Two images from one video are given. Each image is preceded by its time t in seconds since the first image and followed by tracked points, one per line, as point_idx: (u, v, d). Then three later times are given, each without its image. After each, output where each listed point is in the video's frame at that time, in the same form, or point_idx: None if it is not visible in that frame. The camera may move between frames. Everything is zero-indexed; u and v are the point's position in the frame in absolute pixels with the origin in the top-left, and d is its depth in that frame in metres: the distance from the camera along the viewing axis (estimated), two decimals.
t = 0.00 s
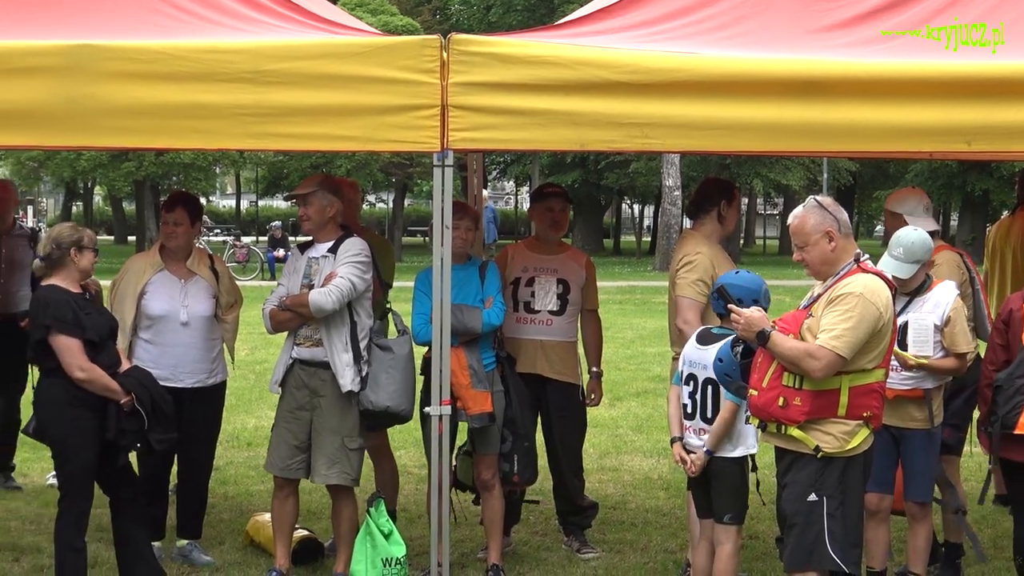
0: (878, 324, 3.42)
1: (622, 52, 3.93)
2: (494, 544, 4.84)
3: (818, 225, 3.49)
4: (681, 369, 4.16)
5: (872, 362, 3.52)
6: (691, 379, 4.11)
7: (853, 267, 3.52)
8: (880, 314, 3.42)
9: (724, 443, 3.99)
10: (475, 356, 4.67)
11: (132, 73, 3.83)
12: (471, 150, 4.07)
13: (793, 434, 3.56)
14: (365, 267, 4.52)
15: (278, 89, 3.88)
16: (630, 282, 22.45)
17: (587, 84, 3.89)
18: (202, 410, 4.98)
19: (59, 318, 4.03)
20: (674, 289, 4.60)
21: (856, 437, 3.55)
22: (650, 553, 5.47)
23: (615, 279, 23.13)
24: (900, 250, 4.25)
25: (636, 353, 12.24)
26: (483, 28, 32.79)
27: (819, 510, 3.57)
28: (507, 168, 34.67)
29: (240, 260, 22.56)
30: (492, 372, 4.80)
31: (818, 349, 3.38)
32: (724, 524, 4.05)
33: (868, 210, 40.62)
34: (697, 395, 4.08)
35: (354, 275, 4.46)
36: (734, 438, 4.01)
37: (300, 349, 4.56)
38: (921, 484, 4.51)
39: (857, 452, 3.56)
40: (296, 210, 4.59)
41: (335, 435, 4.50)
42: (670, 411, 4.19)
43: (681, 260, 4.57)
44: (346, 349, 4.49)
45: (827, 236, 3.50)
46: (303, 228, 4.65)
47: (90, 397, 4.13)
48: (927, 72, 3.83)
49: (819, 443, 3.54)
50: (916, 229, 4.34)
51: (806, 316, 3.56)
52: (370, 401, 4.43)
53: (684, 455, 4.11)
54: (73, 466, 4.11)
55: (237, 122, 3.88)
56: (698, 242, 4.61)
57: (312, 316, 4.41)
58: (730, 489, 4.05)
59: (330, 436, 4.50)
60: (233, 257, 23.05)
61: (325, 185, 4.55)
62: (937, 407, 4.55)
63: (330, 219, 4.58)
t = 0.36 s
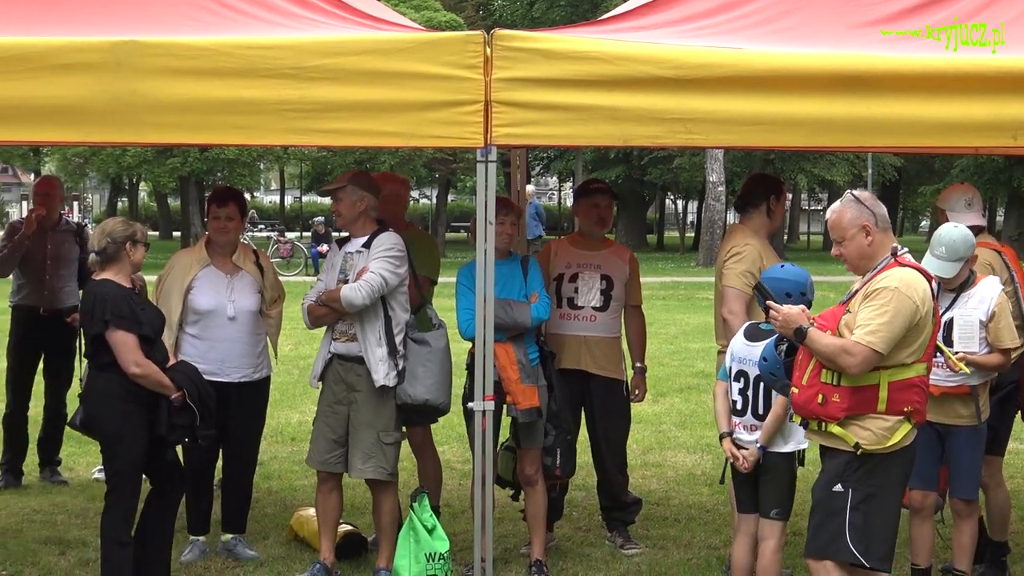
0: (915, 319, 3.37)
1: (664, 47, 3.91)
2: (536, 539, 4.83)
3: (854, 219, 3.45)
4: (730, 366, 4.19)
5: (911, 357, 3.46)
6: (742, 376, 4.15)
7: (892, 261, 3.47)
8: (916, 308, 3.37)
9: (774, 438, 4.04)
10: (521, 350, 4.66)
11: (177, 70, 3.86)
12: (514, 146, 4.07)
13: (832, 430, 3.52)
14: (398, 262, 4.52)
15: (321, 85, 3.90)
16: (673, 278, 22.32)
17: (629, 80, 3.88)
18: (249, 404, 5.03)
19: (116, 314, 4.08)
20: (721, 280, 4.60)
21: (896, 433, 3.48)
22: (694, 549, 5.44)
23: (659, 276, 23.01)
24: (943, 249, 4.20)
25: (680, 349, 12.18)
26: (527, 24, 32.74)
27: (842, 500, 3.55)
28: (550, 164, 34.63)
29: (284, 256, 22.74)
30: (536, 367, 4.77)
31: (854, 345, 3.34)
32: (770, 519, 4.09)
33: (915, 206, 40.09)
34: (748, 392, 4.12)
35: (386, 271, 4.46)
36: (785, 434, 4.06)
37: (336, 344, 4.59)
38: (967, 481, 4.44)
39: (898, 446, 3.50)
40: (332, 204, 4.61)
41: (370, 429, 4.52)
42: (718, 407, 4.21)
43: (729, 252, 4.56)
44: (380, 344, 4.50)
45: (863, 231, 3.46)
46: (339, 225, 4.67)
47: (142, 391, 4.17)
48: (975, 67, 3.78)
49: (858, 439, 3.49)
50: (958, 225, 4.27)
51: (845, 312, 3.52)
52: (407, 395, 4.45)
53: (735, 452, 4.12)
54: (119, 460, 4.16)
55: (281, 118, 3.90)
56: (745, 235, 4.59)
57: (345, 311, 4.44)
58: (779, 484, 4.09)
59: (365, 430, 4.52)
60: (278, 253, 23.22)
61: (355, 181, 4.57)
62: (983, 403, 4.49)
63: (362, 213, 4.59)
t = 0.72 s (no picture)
0: (919, 320, 3.31)
1: (720, 44, 3.89)
2: (592, 537, 4.82)
3: (874, 220, 3.50)
4: (783, 371, 4.20)
5: (927, 357, 3.38)
6: (795, 379, 4.14)
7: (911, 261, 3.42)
8: (921, 309, 3.31)
9: (833, 433, 4.01)
10: (577, 347, 4.66)
11: (234, 69, 3.90)
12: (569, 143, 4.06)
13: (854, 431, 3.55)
14: (449, 260, 4.53)
15: (377, 83, 3.92)
16: (728, 276, 22.14)
17: (685, 77, 3.87)
18: (306, 401, 5.05)
19: (183, 310, 4.15)
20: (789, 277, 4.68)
21: (914, 434, 3.42)
22: (750, 548, 5.39)
23: (714, 274, 22.83)
24: (998, 251, 4.08)
25: (736, 347, 12.08)
26: (583, 21, 32.60)
27: (870, 505, 3.52)
28: (604, 162, 34.51)
29: (340, 254, 22.92)
30: (593, 365, 4.75)
31: (851, 347, 3.34)
32: (832, 515, 4.04)
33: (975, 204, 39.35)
34: (803, 394, 4.11)
35: (437, 268, 4.47)
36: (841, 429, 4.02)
37: (390, 342, 4.62)
38: None
39: (914, 448, 3.44)
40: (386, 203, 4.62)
41: (424, 425, 4.53)
42: (779, 412, 4.20)
43: (797, 247, 4.65)
44: (433, 341, 4.51)
45: (885, 231, 3.49)
46: (392, 223, 4.69)
47: (203, 388, 4.25)
48: None
49: (875, 440, 3.49)
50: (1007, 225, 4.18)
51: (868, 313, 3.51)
52: (458, 393, 4.45)
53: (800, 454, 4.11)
54: (182, 455, 4.25)
55: (337, 116, 3.92)
56: (809, 231, 4.71)
57: (398, 310, 4.46)
58: (846, 479, 4.02)
59: (420, 428, 4.53)
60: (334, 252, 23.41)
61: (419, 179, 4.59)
62: None
63: (420, 213, 4.62)
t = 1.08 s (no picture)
0: (906, 318, 3.39)
1: (779, 43, 3.88)
2: (649, 538, 4.79)
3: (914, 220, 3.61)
4: (840, 372, 4.11)
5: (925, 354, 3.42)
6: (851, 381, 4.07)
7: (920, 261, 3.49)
8: (906, 307, 3.38)
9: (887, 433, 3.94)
10: (632, 347, 4.61)
11: (292, 68, 3.94)
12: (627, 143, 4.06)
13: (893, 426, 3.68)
14: (509, 260, 4.56)
15: (434, 83, 3.93)
16: (786, 275, 21.89)
17: (743, 76, 3.86)
18: (360, 401, 5.05)
19: (258, 303, 4.29)
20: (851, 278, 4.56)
21: (920, 430, 3.47)
22: (808, 549, 5.34)
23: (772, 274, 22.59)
24: None
25: (794, 346, 11.95)
26: (639, 19, 32.42)
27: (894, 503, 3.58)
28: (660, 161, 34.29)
29: (397, 254, 23.04)
30: (649, 364, 4.70)
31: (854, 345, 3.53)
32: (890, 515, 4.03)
33: None
34: (860, 395, 4.03)
35: (500, 267, 4.49)
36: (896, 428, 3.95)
37: (446, 342, 4.61)
38: None
39: (920, 445, 3.47)
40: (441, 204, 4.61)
41: (485, 425, 4.54)
42: (836, 414, 4.09)
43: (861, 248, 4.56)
44: (495, 340, 4.52)
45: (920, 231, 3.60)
46: (446, 221, 4.69)
47: (272, 381, 4.36)
48: None
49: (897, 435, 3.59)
50: None
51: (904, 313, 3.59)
52: (519, 391, 4.45)
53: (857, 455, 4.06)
54: (252, 448, 4.35)
55: (394, 115, 3.95)
56: (873, 231, 4.64)
57: (460, 310, 4.47)
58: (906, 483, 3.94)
59: (480, 427, 4.55)
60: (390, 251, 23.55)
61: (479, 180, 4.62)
62: None
63: (477, 214, 4.63)
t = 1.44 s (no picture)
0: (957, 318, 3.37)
1: (834, 41, 3.87)
2: (704, 538, 4.76)
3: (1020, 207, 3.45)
4: (896, 371, 4.11)
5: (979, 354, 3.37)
6: (906, 379, 4.04)
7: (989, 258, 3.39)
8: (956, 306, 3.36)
9: (942, 432, 3.86)
10: (691, 347, 4.59)
11: (346, 69, 3.97)
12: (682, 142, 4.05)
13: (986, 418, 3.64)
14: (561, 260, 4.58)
15: (488, 83, 3.95)
16: (842, 275, 21.61)
17: (799, 75, 3.85)
18: (412, 400, 5.06)
19: (320, 303, 4.33)
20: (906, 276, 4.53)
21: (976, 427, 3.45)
22: (864, 550, 5.28)
23: (827, 273, 22.33)
24: None
25: (850, 347, 11.81)
26: (693, 18, 32.21)
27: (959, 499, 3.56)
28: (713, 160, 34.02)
29: (450, 253, 23.11)
30: (706, 365, 4.65)
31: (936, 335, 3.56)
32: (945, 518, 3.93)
33: None
34: (914, 394, 4.00)
35: (554, 267, 4.51)
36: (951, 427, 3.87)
37: (495, 341, 4.60)
38: None
39: (976, 443, 3.43)
40: (491, 204, 4.61)
41: (536, 425, 4.55)
42: (891, 413, 4.11)
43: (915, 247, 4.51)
44: (547, 340, 4.52)
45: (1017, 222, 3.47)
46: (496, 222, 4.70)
47: (332, 379, 4.42)
48: None
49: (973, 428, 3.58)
50: None
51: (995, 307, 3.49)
52: (577, 389, 4.48)
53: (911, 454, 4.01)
54: (318, 444, 4.42)
55: (449, 115, 3.96)
56: (928, 230, 4.57)
57: (514, 308, 4.46)
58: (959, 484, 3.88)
59: (532, 427, 4.55)
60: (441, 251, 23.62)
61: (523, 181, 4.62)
62: None
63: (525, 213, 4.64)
